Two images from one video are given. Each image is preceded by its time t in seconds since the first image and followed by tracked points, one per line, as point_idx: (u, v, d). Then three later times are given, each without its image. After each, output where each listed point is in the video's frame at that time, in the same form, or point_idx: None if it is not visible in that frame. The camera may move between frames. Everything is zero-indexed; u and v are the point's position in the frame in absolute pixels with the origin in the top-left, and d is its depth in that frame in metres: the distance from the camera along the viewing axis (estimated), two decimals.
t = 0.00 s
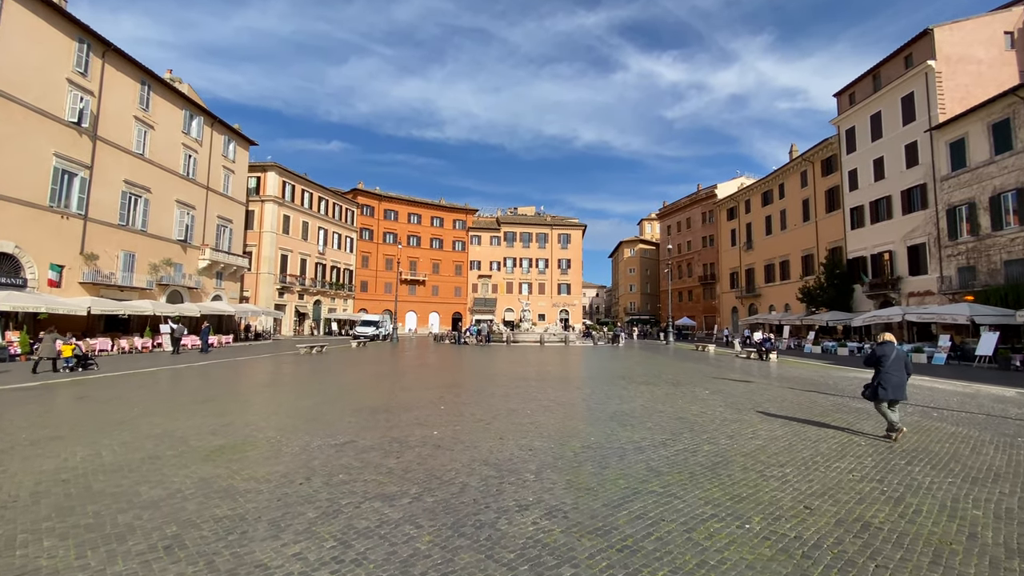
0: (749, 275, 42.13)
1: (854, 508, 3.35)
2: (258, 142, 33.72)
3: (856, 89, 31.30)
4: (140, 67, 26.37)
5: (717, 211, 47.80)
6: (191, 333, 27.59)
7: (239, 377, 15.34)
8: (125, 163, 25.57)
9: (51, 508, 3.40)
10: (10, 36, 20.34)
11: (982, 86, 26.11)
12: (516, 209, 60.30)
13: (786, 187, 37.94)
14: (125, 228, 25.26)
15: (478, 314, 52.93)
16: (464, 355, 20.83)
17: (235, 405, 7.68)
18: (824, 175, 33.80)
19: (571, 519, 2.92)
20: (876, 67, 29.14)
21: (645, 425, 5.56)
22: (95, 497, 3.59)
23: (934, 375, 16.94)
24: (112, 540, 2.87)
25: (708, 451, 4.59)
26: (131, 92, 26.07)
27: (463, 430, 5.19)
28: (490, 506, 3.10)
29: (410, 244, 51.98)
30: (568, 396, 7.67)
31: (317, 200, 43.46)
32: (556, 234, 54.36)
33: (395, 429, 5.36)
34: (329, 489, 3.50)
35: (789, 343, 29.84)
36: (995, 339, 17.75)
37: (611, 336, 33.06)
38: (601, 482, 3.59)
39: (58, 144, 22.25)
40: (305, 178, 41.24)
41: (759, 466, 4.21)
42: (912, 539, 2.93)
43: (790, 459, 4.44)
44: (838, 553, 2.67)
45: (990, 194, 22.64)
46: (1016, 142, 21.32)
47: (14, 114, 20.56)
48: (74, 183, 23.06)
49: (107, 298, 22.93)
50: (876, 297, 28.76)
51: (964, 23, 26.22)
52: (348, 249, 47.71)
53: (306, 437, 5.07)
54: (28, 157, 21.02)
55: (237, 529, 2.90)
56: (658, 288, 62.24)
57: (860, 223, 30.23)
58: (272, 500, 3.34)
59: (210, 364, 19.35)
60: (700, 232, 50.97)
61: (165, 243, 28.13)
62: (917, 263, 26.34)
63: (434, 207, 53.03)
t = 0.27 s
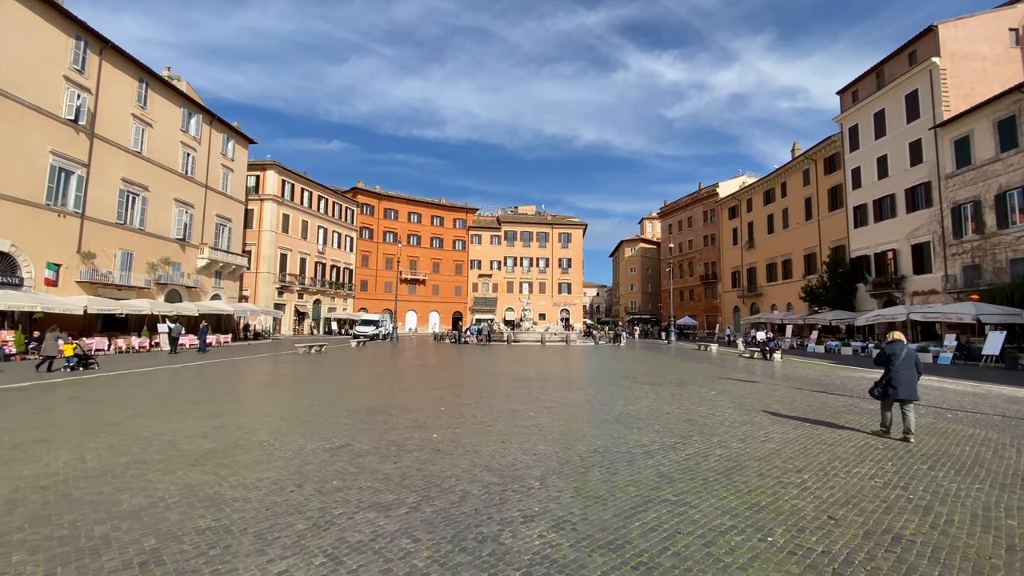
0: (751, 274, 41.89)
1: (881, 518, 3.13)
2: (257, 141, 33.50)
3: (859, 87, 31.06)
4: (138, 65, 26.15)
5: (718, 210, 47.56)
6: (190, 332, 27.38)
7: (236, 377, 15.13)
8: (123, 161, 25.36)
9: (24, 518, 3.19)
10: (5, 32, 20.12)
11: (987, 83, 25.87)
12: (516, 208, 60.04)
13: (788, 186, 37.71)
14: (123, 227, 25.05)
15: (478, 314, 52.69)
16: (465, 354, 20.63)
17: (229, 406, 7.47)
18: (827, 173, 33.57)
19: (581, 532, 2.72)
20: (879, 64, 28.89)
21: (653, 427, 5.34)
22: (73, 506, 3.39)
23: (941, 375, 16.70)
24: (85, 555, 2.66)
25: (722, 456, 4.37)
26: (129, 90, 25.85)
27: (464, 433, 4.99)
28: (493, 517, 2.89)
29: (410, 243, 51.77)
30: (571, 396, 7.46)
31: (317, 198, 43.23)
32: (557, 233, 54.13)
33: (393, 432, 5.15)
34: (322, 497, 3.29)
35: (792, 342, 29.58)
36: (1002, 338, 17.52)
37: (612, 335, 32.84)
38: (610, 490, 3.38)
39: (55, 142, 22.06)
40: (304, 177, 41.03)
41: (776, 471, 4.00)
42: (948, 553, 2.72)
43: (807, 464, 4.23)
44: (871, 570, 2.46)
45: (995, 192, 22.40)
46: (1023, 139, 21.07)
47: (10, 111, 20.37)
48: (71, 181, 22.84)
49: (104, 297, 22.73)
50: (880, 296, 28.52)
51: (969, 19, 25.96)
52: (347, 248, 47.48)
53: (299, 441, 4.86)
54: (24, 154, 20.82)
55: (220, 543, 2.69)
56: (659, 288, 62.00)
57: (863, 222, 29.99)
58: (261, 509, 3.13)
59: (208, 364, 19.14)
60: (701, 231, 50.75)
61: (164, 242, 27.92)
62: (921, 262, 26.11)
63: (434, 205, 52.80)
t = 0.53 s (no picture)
0: (753, 273, 41.67)
1: (911, 534, 2.92)
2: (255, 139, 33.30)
3: (862, 85, 30.82)
4: (135, 63, 25.94)
5: (720, 209, 47.34)
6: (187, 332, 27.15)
7: (234, 378, 14.94)
8: (120, 160, 25.14)
9: None
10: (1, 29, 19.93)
11: (991, 80, 25.64)
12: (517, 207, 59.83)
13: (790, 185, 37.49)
14: (120, 226, 24.85)
15: (479, 313, 52.48)
16: (465, 354, 20.43)
17: (222, 408, 7.29)
18: (829, 172, 33.34)
19: (589, 551, 2.51)
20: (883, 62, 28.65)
21: (660, 433, 5.14)
22: (48, 518, 3.19)
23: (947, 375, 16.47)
24: None
25: (734, 464, 4.16)
26: (126, 88, 25.64)
27: (464, 438, 4.78)
28: (495, 534, 2.69)
29: (410, 242, 51.57)
30: (574, 398, 7.26)
31: (316, 197, 43.02)
32: (557, 233, 53.92)
33: (389, 437, 4.94)
34: (312, 510, 3.08)
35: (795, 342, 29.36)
36: (1008, 338, 17.30)
37: (613, 335, 32.65)
38: (620, 503, 3.17)
39: (51, 140, 21.86)
40: (303, 176, 40.82)
41: (793, 480, 3.78)
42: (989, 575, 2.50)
43: (823, 472, 4.03)
44: None
45: (1000, 190, 22.18)
46: None
47: (6, 109, 20.17)
48: (67, 180, 22.64)
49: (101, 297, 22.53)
50: (883, 295, 28.30)
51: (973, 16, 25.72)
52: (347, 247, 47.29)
53: (291, 447, 4.65)
54: (20, 153, 20.61)
55: (199, 564, 2.48)
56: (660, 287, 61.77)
57: (866, 221, 29.77)
58: (246, 524, 2.92)
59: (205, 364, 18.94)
60: (703, 231, 50.53)
61: (162, 241, 27.70)
62: (925, 261, 25.89)
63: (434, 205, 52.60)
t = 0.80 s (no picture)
0: (754, 273, 41.46)
1: (945, 549, 2.71)
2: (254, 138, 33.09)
3: (865, 82, 30.59)
4: (132, 60, 25.71)
5: (721, 208, 47.12)
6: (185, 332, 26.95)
7: (231, 378, 14.75)
8: (117, 158, 24.94)
9: None
10: None
11: (996, 78, 25.41)
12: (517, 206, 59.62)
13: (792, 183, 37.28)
14: (117, 225, 24.64)
15: (479, 313, 52.28)
16: (465, 354, 20.24)
17: (216, 409, 7.10)
18: (832, 170, 33.11)
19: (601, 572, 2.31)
20: (886, 59, 28.43)
21: (669, 437, 4.93)
22: (20, 531, 2.99)
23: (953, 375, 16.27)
24: None
25: (749, 470, 3.96)
26: (123, 86, 25.43)
27: (465, 443, 4.57)
28: (497, 552, 2.48)
29: (410, 242, 51.36)
30: (578, 400, 7.06)
31: (316, 196, 42.82)
32: (558, 232, 53.72)
33: (386, 441, 4.74)
34: (301, 523, 2.88)
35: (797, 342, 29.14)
36: (1015, 338, 17.09)
37: (615, 334, 32.47)
38: (631, 515, 2.96)
39: (47, 139, 21.67)
40: (303, 175, 40.60)
41: (812, 489, 3.58)
42: None
43: (843, 480, 3.83)
44: None
45: (1005, 188, 21.97)
46: None
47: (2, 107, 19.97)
48: (64, 178, 22.43)
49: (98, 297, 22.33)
50: (886, 295, 28.08)
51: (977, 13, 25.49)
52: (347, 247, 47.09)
53: (283, 453, 4.45)
54: (16, 151, 20.41)
55: None
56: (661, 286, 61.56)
57: (869, 220, 29.55)
58: (229, 539, 2.72)
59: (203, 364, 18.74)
60: (704, 230, 50.31)
61: (160, 241, 27.49)
62: (929, 260, 25.67)
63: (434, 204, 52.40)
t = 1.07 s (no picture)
0: (756, 272, 41.21)
1: (992, 568, 2.49)
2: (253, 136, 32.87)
3: (868, 80, 30.34)
4: (129, 57, 25.48)
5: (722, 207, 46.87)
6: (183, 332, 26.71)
7: (228, 378, 14.52)
8: (114, 157, 24.71)
9: None
10: None
11: (1001, 75, 25.17)
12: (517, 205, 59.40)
13: (794, 182, 37.04)
14: (114, 224, 24.43)
15: (479, 312, 52.10)
16: (466, 354, 20.00)
17: (208, 411, 6.86)
18: (835, 169, 32.87)
19: None
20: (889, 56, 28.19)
21: (679, 441, 4.70)
22: None
23: (960, 375, 16.03)
24: None
25: (768, 478, 3.73)
26: (120, 83, 25.20)
27: (465, 448, 4.34)
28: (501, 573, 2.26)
29: (410, 241, 51.13)
30: (582, 401, 6.82)
31: (315, 195, 42.60)
32: (558, 231, 53.51)
33: (382, 446, 4.50)
34: (287, 539, 2.65)
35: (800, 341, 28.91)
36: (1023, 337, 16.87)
37: (616, 334, 32.24)
38: (645, 529, 2.75)
39: (43, 136, 21.44)
40: (302, 174, 40.36)
41: (837, 498, 3.35)
42: None
43: (867, 489, 3.61)
44: None
45: (1011, 186, 21.74)
46: None
47: None
48: (60, 177, 22.20)
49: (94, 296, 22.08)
50: (890, 294, 27.84)
51: (982, 9, 25.26)
52: (346, 246, 46.87)
53: (273, 459, 4.21)
54: (11, 148, 20.18)
55: None
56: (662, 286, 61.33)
57: (873, 218, 29.31)
58: (208, 557, 2.49)
59: (201, 364, 18.54)
60: (705, 229, 50.06)
61: (157, 240, 27.24)
62: (933, 259, 25.45)
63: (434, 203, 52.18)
